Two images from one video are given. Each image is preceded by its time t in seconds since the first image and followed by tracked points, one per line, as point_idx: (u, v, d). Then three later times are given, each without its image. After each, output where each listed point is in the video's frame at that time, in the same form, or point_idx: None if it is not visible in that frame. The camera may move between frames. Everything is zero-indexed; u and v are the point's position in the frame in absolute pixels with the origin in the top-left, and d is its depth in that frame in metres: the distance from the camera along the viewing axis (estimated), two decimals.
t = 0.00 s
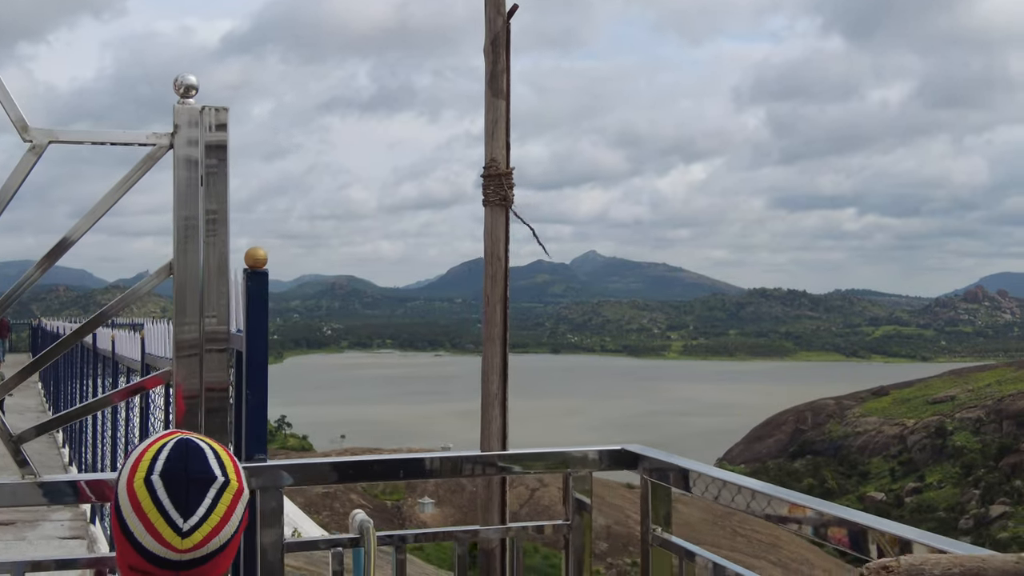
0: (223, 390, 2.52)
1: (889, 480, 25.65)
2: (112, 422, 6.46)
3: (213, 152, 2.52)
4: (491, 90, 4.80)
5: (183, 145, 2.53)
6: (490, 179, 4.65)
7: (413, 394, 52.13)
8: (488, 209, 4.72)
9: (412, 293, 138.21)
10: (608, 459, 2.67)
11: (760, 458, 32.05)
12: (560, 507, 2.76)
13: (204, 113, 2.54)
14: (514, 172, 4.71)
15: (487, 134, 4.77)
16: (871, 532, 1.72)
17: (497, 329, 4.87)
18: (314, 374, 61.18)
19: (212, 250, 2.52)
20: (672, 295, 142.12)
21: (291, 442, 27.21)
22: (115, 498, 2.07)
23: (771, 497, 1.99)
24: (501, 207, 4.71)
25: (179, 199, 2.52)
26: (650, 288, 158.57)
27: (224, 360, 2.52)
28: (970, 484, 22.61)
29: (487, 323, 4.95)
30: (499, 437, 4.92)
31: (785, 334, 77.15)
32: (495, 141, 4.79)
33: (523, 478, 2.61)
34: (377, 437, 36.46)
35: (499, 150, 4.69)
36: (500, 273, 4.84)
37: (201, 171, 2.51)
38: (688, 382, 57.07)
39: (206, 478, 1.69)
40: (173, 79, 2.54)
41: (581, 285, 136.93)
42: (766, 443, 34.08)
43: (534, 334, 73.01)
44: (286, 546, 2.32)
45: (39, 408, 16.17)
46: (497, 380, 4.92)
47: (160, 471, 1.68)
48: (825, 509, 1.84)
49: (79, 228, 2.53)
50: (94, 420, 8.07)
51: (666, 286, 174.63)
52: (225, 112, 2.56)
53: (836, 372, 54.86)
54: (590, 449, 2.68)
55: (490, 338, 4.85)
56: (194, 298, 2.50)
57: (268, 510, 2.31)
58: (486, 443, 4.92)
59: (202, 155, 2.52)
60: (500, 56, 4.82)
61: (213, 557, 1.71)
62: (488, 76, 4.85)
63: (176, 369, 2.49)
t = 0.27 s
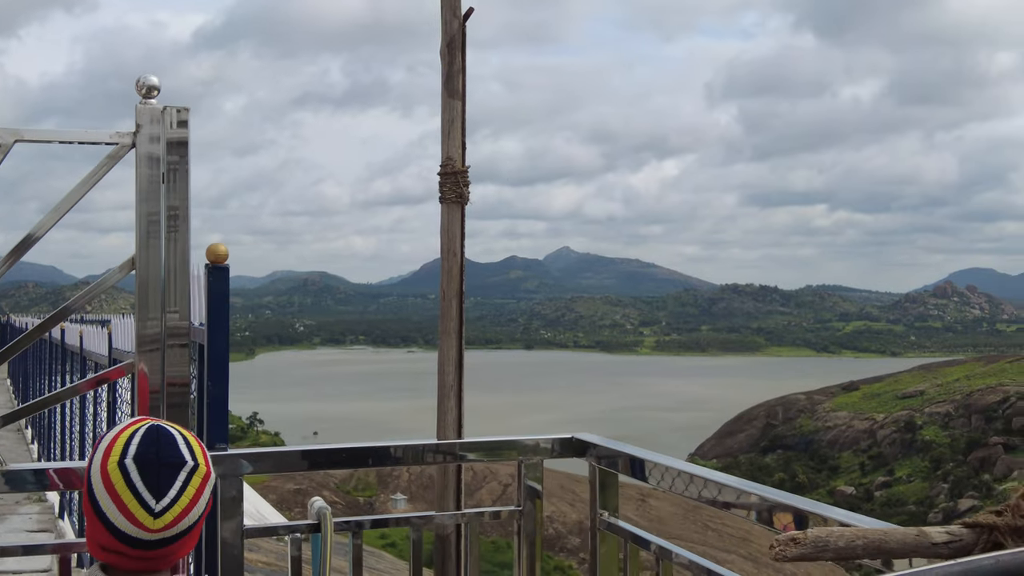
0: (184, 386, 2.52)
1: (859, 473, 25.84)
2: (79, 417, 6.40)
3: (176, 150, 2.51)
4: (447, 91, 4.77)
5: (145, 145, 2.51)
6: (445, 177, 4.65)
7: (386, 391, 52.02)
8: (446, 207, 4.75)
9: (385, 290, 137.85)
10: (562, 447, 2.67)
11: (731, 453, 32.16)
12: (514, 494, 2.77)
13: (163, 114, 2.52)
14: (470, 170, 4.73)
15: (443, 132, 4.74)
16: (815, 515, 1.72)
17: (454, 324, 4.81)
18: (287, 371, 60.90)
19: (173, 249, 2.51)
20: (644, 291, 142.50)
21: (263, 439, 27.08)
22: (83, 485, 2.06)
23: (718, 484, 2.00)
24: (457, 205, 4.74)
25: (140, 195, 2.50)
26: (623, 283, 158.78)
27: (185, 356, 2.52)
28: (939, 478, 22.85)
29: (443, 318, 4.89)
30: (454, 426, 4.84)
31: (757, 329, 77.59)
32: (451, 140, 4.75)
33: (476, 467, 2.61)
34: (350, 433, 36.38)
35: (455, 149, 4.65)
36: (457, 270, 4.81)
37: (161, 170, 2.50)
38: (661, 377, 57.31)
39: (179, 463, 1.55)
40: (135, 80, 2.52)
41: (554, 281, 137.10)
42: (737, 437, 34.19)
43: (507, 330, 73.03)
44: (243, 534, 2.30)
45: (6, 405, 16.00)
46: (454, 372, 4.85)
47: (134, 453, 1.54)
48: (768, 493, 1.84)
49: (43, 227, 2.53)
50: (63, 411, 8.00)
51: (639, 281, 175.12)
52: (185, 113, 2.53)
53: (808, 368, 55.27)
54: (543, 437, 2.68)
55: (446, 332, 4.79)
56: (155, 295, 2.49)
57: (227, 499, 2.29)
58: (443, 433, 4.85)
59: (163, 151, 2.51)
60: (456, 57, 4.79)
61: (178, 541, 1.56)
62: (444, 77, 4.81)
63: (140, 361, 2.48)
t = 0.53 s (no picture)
0: (121, 383, 2.50)
1: (798, 467, 26.22)
2: (15, 414, 6.28)
3: (112, 149, 2.49)
4: (382, 93, 4.74)
5: (84, 146, 2.50)
6: (380, 178, 4.64)
7: (329, 387, 51.59)
8: (380, 207, 4.70)
9: (328, 287, 136.73)
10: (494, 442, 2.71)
11: (674, 447, 32.35)
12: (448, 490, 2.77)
13: (102, 118, 2.51)
14: (403, 171, 4.69)
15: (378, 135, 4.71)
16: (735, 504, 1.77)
17: (388, 323, 4.75)
18: (228, 368, 60.10)
19: (111, 249, 2.49)
20: (587, 287, 143.10)
21: (203, 437, 26.68)
22: (29, 485, 1.97)
23: (650, 476, 2.04)
24: (392, 205, 4.68)
25: (79, 195, 2.49)
26: (567, 279, 159.25)
27: (121, 353, 2.51)
28: (877, 470, 23.26)
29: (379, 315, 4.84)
30: (390, 423, 4.78)
31: (700, 324, 78.32)
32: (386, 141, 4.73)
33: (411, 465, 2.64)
34: (292, 431, 36.02)
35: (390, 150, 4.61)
36: (393, 271, 4.77)
37: (99, 171, 2.48)
38: (606, 372, 57.62)
39: (127, 458, 1.44)
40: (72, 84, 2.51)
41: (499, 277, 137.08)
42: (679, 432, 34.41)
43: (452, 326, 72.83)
44: (181, 528, 2.28)
45: None
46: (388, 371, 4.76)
47: (82, 449, 1.42)
48: (691, 485, 1.89)
49: None
50: None
51: (584, 276, 175.82)
52: (121, 117, 2.52)
53: (749, 364, 55.93)
54: (475, 429, 2.69)
55: (381, 331, 4.74)
56: (93, 294, 2.48)
57: (164, 494, 2.26)
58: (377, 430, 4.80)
59: (101, 149, 2.50)
60: (392, 61, 4.75)
61: (125, 530, 1.44)
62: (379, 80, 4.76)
63: (79, 357, 2.49)
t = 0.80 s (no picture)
0: (38, 383, 2.50)
1: (708, 462, 26.67)
2: None
3: (32, 147, 2.45)
4: (303, 96, 4.73)
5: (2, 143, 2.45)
6: (301, 181, 4.70)
7: (237, 387, 50.64)
8: (300, 211, 4.77)
9: (237, 283, 134.30)
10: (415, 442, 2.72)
11: (586, 445, 32.58)
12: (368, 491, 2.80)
13: (20, 119, 2.46)
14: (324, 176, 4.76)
15: (298, 139, 4.74)
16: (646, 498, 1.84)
17: (309, 324, 4.75)
18: (133, 368, 58.60)
19: (27, 246, 2.46)
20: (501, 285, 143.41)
21: (109, 439, 26.00)
22: None
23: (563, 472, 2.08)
24: (312, 209, 4.75)
25: None
26: (480, 278, 159.30)
27: (40, 353, 2.51)
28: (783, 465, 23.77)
29: (299, 315, 4.83)
30: (309, 424, 4.79)
31: (612, 322, 79.08)
32: (307, 145, 4.77)
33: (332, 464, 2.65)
34: (201, 431, 35.28)
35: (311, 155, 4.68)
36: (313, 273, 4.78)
37: (16, 171, 2.45)
38: (520, 370, 57.74)
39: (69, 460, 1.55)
40: None
41: (412, 274, 136.45)
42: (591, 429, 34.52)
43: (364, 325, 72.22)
44: (97, 532, 2.31)
45: None
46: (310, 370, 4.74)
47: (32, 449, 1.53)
48: (603, 481, 1.95)
49: None
50: None
51: (497, 275, 176.02)
52: (43, 117, 2.47)
53: (660, 361, 56.67)
54: (397, 430, 2.71)
55: (301, 332, 4.72)
56: (9, 292, 2.46)
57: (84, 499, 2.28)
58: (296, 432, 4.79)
59: (20, 145, 2.45)
60: (312, 66, 4.76)
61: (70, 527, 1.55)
62: (299, 84, 4.78)
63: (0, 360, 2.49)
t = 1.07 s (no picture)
0: None
1: (594, 461, 26.97)
2: None
3: None
4: (207, 98, 4.72)
5: None
6: (205, 181, 4.66)
7: (116, 388, 49.12)
8: (205, 212, 4.73)
9: (117, 283, 130.37)
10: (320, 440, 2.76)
11: (475, 444, 32.60)
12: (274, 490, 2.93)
13: None
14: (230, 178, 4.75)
15: (203, 141, 4.72)
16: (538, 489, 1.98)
17: (214, 324, 4.64)
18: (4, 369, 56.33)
19: None
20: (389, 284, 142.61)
21: None
22: None
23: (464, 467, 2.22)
24: (218, 210, 4.72)
25: None
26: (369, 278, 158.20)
27: None
28: (667, 463, 24.20)
29: (204, 319, 4.75)
30: (214, 423, 4.67)
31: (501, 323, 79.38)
32: (212, 148, 4.76)
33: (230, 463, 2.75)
34: (78, 434, 34.13)
35: (214, 155, 4.67)
36: (218, 274, 4.69)
37: None
38: (408, 371, 57.41)
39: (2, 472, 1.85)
40: None
41: (299, 273, 134.59)
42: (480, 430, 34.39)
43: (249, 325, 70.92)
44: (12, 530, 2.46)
45: None
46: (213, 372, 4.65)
47: None
48: (505, 476, 2.11)
49: None
50: None
51: (386, 274, 174.77)
52: None
53: (547, 361, 57.07)
54: (298, 431, 2.82)
55: (206, 332, 4.62)
56: None
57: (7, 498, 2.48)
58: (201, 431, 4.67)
59: None
60: (217, 69, 4.74)
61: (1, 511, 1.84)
62: (204, 87, 4.77)
63: None
